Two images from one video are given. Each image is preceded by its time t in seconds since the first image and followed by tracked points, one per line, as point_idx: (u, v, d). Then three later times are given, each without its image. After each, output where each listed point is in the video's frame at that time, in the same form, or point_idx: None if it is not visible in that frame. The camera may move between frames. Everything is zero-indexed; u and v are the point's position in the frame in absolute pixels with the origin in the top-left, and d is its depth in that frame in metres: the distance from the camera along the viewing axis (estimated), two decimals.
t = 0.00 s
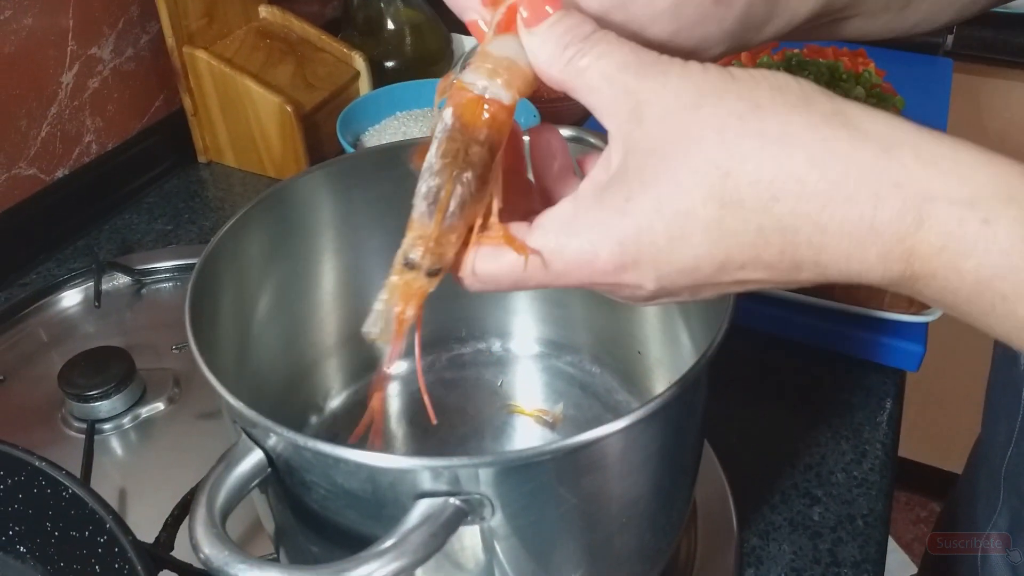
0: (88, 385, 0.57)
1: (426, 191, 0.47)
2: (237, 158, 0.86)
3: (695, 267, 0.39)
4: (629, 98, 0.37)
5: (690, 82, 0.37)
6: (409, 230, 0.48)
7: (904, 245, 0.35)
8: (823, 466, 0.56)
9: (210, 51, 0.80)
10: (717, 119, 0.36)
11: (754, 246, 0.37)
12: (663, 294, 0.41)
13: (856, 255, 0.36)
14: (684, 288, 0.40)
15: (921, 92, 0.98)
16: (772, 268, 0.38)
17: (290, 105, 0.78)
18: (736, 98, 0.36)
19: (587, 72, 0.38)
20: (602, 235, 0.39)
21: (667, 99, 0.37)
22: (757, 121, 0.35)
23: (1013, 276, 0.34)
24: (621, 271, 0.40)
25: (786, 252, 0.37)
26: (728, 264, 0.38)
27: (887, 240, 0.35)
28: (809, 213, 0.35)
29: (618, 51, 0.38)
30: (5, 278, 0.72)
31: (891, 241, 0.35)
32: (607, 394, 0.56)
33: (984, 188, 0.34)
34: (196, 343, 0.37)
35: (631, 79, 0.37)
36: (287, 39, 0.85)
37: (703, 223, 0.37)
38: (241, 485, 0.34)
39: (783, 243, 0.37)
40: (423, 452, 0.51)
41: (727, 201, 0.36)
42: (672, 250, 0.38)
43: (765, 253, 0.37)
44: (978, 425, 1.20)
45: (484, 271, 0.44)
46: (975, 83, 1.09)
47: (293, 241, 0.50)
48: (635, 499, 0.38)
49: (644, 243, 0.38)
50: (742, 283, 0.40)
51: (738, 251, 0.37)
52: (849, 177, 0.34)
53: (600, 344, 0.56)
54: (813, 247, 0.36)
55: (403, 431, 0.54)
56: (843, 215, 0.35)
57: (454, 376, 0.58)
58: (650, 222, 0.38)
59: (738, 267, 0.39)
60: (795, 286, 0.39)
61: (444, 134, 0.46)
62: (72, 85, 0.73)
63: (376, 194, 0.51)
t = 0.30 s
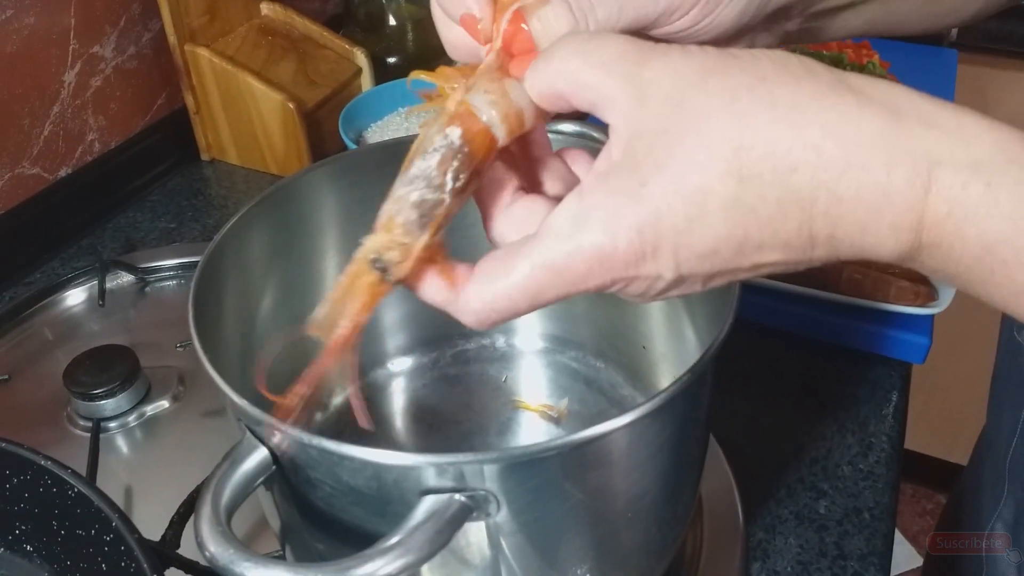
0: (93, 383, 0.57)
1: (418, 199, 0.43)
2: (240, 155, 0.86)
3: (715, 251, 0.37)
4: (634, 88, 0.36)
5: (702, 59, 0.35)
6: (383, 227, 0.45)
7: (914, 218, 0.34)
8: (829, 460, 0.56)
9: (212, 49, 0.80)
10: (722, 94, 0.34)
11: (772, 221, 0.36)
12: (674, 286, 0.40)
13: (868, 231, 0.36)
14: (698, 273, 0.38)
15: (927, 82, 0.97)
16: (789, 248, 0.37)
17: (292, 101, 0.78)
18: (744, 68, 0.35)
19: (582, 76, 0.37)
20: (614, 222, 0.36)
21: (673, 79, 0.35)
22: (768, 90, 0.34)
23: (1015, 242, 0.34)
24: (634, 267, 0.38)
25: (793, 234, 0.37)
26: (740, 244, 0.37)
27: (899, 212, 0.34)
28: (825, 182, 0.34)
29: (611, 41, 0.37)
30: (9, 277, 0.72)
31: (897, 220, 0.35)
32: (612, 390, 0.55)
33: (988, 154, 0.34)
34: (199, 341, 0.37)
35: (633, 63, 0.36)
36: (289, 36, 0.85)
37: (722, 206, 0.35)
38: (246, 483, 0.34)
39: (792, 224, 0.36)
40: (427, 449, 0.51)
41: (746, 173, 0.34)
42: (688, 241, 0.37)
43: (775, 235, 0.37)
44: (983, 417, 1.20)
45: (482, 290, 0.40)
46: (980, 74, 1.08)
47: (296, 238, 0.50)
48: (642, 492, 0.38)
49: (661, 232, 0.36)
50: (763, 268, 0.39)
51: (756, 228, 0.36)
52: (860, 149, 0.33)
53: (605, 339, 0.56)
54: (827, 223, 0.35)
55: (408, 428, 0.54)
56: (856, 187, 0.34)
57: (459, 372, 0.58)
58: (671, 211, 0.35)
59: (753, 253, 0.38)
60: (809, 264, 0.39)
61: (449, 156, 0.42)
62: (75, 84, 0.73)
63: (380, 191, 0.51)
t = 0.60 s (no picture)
0: (83, 383, 0.57)
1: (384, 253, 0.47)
2: (232, 155, 0.86)
3: (711, 281, 0.36)
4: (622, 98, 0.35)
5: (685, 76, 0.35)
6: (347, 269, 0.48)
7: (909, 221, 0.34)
8: (821, 457, 0.56)
9: (203, 48, 0.79)
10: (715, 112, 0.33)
11: (771, 246, 0.34)
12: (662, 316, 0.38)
13: (869, 253, 0.34)
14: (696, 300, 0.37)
15: (917, 81, 0.98)
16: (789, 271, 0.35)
17: (284, 100, 0.78)
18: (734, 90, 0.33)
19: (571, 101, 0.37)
20: (608, 250, 0.35)
21: (660, 105, 0.34)
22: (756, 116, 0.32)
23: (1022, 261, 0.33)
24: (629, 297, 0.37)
25: (788, 266, 0.35)
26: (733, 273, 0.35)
27: (900, 229, 0.33)
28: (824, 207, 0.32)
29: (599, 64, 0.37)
30: None
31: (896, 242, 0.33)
32: (605, 387, 0.55)
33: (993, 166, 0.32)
34: (189, 340, 0.37)
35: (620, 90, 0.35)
36: (280, 35, 0.85)
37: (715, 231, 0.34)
38: (236, 482, 0.34)
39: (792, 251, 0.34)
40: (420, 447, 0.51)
41: (740, 199, 0.33)
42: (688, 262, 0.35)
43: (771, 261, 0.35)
44: (975, 414, 1.20)
45: (480, 319, 0.38)
46: (968, 73, 1.09)
47: (286, 237, 0.49)
48: (633, 488, 0.38)
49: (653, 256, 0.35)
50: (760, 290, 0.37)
51: (755, 254, 0.34)
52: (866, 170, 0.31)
53: (597, 336, 0.56)
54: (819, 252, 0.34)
55: (399, 427, 0.53)
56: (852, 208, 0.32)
57: (450, 370, 0.58)
58: (663, 236, 0.34)
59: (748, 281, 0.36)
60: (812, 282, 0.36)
61: (422, 209, 0.46)
62: (65, 83, 0.73)
63: (371, 190, 0.51)
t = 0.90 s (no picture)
0: (73, 382, 0.57)
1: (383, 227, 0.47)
2: (223, 154, 0.86)
3: (685, 264, 0.36)
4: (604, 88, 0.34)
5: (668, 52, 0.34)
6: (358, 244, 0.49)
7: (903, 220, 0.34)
8: (813, 453, 0.56)
9: (194, 47, 0.79)
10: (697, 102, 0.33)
11: (757, 241, 0.34)
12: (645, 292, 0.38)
13: (860, 246, 0.34)
14: (667, 283, 0.37)
15: (908, 78, 0.98)
16: (769, 260, 0.36)
17: (275, 99, 0.78)
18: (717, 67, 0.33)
19: (552, 75, 0.35)
20: (579, 232, 0.35)
21: (639, 77, 0.34)
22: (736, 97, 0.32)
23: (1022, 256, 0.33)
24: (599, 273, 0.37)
25: (773, 249, 0.35)
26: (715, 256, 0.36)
27: (891, 225, 0.33)
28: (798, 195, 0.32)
29: (578, 35, 0.35)
30: None
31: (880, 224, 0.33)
32: (597, 384, 0.55)
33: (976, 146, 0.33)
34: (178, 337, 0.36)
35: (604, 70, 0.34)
36: (272, 33, 0.85)
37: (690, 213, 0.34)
38: (224, 478, 0.34)
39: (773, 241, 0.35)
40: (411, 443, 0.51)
41: (717, 184, 0.33)
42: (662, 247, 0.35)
43: (754, 247, 0.35)
44: (966, 410, 1.21)
45: (450, 294, 0.39)
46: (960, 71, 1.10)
47: (276, 235, 0.49)
48: (622, 485, 0.38)
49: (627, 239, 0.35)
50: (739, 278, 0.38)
51: (733, 242, 0.35)
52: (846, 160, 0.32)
53: (589, 333, 0.56)
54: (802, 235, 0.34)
55: (391, 425, 0.53)
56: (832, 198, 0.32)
57: (443, 368, 0.58)
58: (636, 217, 0.34)
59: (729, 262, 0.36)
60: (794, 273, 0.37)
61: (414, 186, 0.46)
62: (55, 82, 0.73)
63: (362, 186, 0.51)
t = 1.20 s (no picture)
0: (74, 391, 0.57)
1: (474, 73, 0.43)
2: (222, 159, 0.86)
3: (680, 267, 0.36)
4: None
5: None
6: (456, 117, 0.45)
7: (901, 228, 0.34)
8: (813, 456, 0.56)
9: (192, 52, 0.79)
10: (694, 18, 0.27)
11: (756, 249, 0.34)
12: (563, 234, 0.31)
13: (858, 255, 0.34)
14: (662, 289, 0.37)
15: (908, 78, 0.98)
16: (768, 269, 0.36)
17: (274, 104, 0.78)
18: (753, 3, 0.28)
19: None
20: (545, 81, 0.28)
21: None
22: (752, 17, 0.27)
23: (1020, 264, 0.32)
24: (530, 165, 0.30)
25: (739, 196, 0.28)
26: (662, 202, 0.29)
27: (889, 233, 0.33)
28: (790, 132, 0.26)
29: None
30: None
31: (875, 180, 0.26)
32: (596, 389, 0.55)
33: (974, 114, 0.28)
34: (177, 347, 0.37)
35: None
36: (269, 38, 0.85)
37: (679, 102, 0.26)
38: (225, 486, 0.34)
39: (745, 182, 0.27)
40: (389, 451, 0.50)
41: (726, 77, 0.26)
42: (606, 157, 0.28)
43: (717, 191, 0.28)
44: (968, 412, 1.21)
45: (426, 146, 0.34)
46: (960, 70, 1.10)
47: (274, 242, 0.49)
48: (619, 494, 0.38)
49: (580, 125, 0.28)
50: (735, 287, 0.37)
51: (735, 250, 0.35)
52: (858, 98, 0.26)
53: (588, 337, 0.56)
54: (787, 165, 0.26)
55: (392, 431, 0.53)
56: (834, 124, 0.26)
57: (442, 374, 0.58)
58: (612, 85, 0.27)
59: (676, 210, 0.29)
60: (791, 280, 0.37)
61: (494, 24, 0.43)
62: (54, 89, 0.73)
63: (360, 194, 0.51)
